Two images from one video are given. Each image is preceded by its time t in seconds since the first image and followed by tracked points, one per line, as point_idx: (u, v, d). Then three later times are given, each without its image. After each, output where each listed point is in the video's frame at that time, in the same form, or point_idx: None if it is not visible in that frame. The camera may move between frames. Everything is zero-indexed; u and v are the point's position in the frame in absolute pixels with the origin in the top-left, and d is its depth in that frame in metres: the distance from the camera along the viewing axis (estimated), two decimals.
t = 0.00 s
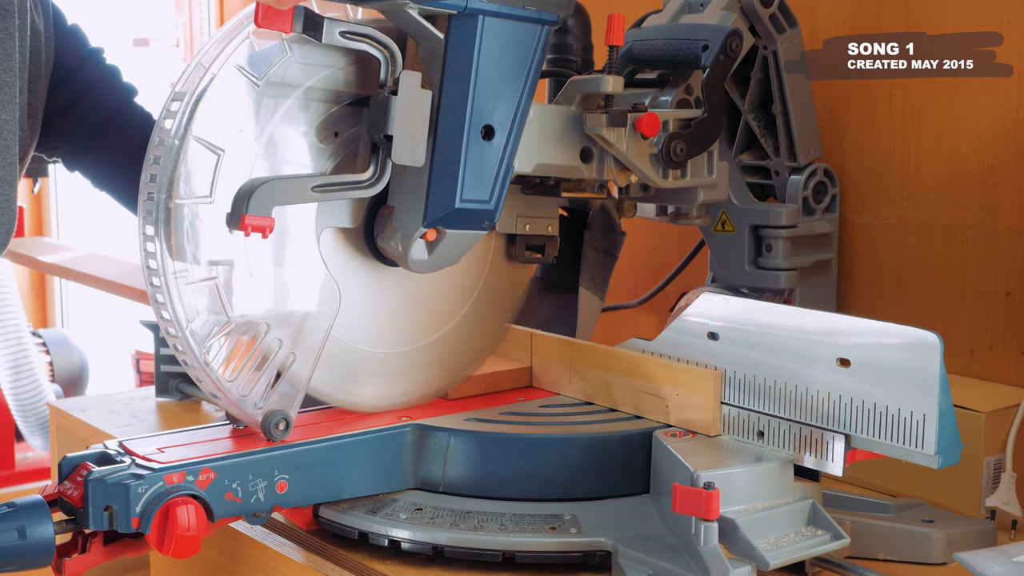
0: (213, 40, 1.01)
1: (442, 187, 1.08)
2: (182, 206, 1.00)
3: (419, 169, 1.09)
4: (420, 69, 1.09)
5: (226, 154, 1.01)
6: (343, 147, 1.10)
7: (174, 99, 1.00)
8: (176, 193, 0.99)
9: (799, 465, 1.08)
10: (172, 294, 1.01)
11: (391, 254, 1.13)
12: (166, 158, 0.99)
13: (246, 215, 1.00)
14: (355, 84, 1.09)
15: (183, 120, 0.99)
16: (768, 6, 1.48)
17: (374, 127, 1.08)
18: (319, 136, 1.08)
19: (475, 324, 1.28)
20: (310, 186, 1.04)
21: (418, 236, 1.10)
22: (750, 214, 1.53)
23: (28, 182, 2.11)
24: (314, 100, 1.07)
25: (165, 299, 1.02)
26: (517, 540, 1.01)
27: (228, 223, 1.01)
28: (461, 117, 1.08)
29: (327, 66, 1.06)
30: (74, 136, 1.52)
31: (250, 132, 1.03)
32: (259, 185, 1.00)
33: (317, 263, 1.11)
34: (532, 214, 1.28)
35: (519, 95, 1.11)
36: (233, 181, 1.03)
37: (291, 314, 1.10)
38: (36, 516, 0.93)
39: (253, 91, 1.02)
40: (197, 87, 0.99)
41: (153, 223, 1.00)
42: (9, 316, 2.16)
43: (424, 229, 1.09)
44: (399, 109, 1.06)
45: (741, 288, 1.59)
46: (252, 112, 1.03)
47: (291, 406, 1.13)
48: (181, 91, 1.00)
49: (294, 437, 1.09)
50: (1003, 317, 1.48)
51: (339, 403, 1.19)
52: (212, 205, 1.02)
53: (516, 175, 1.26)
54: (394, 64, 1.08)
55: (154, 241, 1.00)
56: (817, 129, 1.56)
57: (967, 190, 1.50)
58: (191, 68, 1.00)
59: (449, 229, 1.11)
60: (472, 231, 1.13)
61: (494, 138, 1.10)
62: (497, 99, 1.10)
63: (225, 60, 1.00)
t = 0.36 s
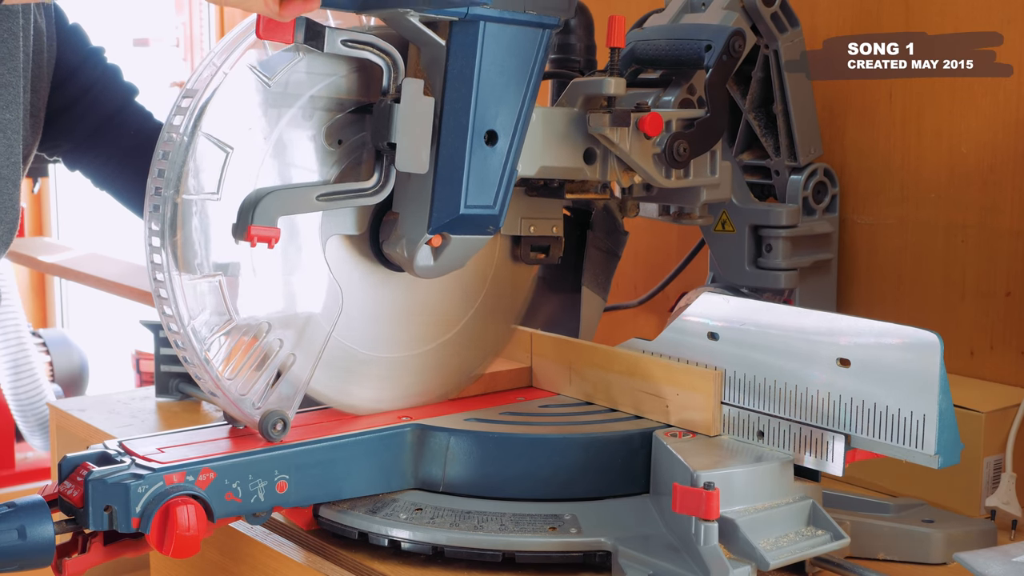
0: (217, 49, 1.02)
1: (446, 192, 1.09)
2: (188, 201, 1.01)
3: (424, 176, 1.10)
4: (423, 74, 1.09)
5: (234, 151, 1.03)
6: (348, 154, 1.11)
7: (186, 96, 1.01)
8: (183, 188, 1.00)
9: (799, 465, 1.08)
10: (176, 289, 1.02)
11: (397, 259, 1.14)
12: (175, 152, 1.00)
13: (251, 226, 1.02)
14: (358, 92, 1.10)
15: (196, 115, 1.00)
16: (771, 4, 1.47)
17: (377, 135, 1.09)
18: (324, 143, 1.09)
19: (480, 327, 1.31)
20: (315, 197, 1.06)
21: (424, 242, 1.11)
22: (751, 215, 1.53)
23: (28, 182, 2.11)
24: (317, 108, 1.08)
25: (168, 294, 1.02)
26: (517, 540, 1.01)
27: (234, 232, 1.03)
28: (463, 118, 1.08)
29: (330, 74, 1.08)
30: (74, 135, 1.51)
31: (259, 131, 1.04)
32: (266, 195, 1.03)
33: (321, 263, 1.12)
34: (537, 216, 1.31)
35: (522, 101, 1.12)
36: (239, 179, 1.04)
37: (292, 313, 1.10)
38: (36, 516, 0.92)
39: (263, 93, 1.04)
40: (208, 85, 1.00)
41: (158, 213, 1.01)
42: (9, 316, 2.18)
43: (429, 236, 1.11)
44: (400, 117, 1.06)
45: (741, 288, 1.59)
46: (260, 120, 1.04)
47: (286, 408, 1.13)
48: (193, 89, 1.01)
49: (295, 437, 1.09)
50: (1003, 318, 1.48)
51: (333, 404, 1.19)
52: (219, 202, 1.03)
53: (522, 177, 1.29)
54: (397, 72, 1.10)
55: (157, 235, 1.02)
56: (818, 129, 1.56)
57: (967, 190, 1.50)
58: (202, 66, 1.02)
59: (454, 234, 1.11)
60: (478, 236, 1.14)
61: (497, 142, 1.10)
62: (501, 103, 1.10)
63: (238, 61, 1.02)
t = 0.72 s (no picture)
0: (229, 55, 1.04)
1: (452, 201, 1.12)
2: (200, 195, 1.02)
3: (429, 185, 1.13)
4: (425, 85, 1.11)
5: (246, 149, 1.04)
6: (352, 164, 1.13)
7: (202, 91, 1.03)
8: (194, 183, 1.02)
9: (799, 465, 1.08)
10: (182, 283, 1.03)
11: (404, 267, 1.16)
12: (187, 148, 1.01)
13: (259, 241, 1.03)
14: (359, 103, 1.13)
15: (211, 111, 1.01)
16: (772, 4, 1.48)
17: (381, 145, 1.11)
18: (329, 154, 1.11)
19: (486, 332, 1.33)
20: (321, 209, 1.08)
21: (430, 250, 1.14)
22: (750, 215, 1.53)
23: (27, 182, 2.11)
24: (320, 120, 1.10)
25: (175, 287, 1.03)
26: (517, 540, 1.01)
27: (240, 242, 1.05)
28: (467, 127, 1.10)
29: (332, 86, 1.10)
30: (74, 134, 1.49)
31: (271, 132, 1.06)
32: (271, 210, 1.04)
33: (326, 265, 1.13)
34: (541, 219, 1.35)
35: (524, 108, 1.14)
36: (251, 177, 1.05)
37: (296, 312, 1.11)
38: (36, 516, 0.92)
39: (281, 89, 1.06)
40: (224, 83, 1.02)
41: (167, 210, 1.02)
42: (10, 317, 2.19)
43: (436, 245, 1.13)
44: (404, 128, 1.08)
45: (740, 288, 1.59)
46: (265, 130, 1.06)
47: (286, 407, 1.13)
48: (208, 85, 1.03)
49: (295, 437, 1.09)
50: (1003, 318, 1.48)
51: (329, 406, 1.18)
52: (227, 198, 1.04)
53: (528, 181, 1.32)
54: (399, 82, 1.11)
55: (165, 228, 1.03)
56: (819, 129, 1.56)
57: (967, 190, 1.50)
58: (219, 64, 1.03)
59: (460, 244, 1.15)
60: (484, 242, 1.16)
61: (500, 150, 1.13)
62: (503, 111, 1.12)
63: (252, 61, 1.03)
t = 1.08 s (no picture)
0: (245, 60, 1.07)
1: (460, 210, 1.12)
2: (215, 190, 1.04)
3: (438, 196, 1.14)
4: (431, 96, 1.13)
5: (261, 148, 1.07)
6: (360, 174, 1.15)
7: (220, 91, 1.05)
8: (210, 176, 1.04)
9: (799, 465, 1.08)
10: (190, 284, 1.05)
11: (413, 275, 1.18)
12: (203, 144, 1.03)
13: (271, 255, 1.05)
14: (365, 113, 1.14)
15: (230, 110, 1.04)
16: (775, 2, 1.48)
17: (389, 157, 1.13)
18: (337, 165, 1.13)
19: (499, 332, 1.34)
20: (329, 222, 1.09)
21: (439, 259, 1.15)
22: (750, 214, 1.53)
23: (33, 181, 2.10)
24: (328, 132, 1.12)
25: (184, 281, 1.05)
26: (517, 540, 1.01)
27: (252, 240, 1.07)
28: (473, 135, 1.10)
29: (336, 99, 1.12)
30: (76, 134, 1.46)
31: (286, 133, 1.09)
32: (282, 224, 1.06)
33: (332, 267, 1.14)
34: (549, 221, 1.33)
35: (528, 114, 1.13)
36: (262, 176, 1.07)
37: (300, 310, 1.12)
38: (36, 516, 0.92)
39: (298, 91, 1.09)
40: (243, 82, 1.05)
41: (183, 198, 1.04)
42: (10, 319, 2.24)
43: (444, 254, 1.14)
44: (410, 139, 1.10)
45: (740, 288, 1.58)
46: (274, 140, 1.08)
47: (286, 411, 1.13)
48: (227, 84, 1.06)
49: (295, 437, 1.09)
50: (1003, 318, 1.48)
51: (329, 407, 1.18)
52: (240, 195, 1.06)
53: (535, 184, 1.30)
54: (405, 92, 1.13)
55: (177, 222, 1.04)
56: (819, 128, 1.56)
57: (967, 190, 1.50)
58: (239, 65, 1.06)
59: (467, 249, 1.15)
60: (491, 248, 1.17)
61: (507, 157, 1.13)
62: (509, 118, 1.12)
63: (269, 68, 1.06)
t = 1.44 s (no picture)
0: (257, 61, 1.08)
1: (470, 209, 1.13)
2: (226, 189, 1.05)
3: (448, 195, 1.14)
4: (441, 96, 1.13)
5: (273, 148, 1.08)
6: (370, 174, 1.15)
7: (233, 90, 1.07)
8: (220, 176, 1.05)
9: (799, 465, 1.08)
10: (202, 282, 1.06)
11: (423, 275, 1.18)
12: (215, 143, 1.05)
13: (282, 255, 1.06)
14: (377, 113, 1.14)
15: (240, 111, 1.05)
16: None
17: (401, 156, 1.15)
18: (348, 164, 1.13)
19: (511, 332, 1.34)
20: (340, 221, 1.10)
21: (449, 258, 1.15)
22: (750, 214, 1.53)
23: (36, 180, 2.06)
24: (338, 132, 1.12)
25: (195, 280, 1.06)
26: (517, 540, 1.01)
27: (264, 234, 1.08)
28: (482, 129, 1.11)
29: (347, 99, 1.12)
30: (74, 134, 1.45)
31: (298, 133, 1.09)
32: (291, 225, 1.07)
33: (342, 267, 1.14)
34: (558, 220, 1.34)
35: (539, 113, 1.14)
36: (276, 175, 1.08)
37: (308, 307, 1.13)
38: (36, 516, 0.92)
39: (310, 90, 1.09)
40: (253, 82, 1.06)
41: (195, 198, 1.06)
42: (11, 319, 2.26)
43: (454, 253, 1.15)
44: (422, 140, 1.11)
45: (740, 288, 1.58)
46: (285, 142, 1.08)
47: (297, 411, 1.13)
48: (238, 84, 1.07)
49: (295, 437, 1.09)
50: (1003, 318, 1.48)
51: (341, 405, 1.19)
52: (251, 194, 1.07)
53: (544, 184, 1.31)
54: (414, 93, 1.14)
55: (189, 220, 1.06)
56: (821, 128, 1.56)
57: (967, 190, 1.50)
58: (251, 64, 1.08)
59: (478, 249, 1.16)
60: (502, 248, 1.17)
61: (517, 156, 1.13)
62: (520, 115, 1.12)
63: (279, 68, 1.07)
